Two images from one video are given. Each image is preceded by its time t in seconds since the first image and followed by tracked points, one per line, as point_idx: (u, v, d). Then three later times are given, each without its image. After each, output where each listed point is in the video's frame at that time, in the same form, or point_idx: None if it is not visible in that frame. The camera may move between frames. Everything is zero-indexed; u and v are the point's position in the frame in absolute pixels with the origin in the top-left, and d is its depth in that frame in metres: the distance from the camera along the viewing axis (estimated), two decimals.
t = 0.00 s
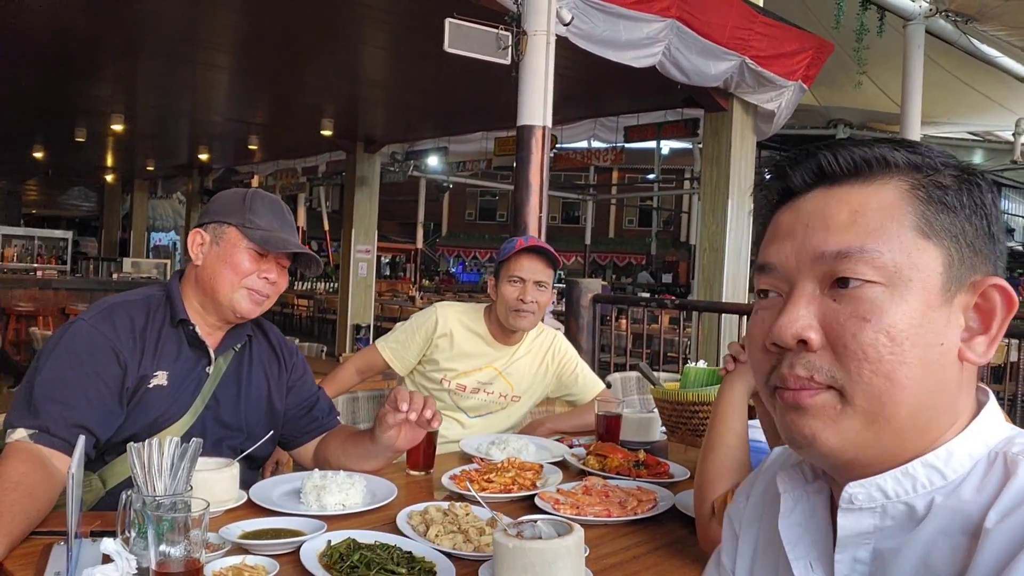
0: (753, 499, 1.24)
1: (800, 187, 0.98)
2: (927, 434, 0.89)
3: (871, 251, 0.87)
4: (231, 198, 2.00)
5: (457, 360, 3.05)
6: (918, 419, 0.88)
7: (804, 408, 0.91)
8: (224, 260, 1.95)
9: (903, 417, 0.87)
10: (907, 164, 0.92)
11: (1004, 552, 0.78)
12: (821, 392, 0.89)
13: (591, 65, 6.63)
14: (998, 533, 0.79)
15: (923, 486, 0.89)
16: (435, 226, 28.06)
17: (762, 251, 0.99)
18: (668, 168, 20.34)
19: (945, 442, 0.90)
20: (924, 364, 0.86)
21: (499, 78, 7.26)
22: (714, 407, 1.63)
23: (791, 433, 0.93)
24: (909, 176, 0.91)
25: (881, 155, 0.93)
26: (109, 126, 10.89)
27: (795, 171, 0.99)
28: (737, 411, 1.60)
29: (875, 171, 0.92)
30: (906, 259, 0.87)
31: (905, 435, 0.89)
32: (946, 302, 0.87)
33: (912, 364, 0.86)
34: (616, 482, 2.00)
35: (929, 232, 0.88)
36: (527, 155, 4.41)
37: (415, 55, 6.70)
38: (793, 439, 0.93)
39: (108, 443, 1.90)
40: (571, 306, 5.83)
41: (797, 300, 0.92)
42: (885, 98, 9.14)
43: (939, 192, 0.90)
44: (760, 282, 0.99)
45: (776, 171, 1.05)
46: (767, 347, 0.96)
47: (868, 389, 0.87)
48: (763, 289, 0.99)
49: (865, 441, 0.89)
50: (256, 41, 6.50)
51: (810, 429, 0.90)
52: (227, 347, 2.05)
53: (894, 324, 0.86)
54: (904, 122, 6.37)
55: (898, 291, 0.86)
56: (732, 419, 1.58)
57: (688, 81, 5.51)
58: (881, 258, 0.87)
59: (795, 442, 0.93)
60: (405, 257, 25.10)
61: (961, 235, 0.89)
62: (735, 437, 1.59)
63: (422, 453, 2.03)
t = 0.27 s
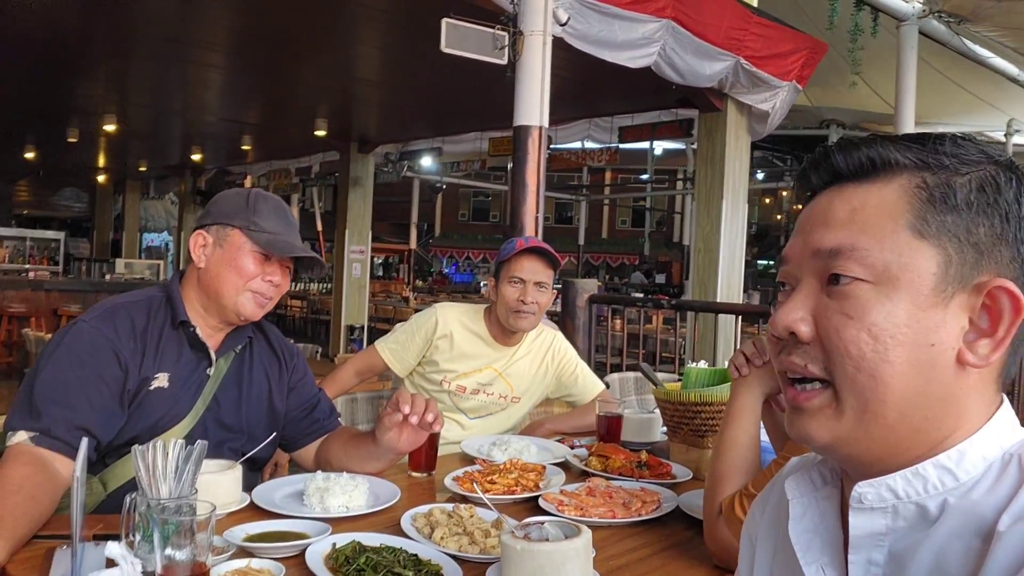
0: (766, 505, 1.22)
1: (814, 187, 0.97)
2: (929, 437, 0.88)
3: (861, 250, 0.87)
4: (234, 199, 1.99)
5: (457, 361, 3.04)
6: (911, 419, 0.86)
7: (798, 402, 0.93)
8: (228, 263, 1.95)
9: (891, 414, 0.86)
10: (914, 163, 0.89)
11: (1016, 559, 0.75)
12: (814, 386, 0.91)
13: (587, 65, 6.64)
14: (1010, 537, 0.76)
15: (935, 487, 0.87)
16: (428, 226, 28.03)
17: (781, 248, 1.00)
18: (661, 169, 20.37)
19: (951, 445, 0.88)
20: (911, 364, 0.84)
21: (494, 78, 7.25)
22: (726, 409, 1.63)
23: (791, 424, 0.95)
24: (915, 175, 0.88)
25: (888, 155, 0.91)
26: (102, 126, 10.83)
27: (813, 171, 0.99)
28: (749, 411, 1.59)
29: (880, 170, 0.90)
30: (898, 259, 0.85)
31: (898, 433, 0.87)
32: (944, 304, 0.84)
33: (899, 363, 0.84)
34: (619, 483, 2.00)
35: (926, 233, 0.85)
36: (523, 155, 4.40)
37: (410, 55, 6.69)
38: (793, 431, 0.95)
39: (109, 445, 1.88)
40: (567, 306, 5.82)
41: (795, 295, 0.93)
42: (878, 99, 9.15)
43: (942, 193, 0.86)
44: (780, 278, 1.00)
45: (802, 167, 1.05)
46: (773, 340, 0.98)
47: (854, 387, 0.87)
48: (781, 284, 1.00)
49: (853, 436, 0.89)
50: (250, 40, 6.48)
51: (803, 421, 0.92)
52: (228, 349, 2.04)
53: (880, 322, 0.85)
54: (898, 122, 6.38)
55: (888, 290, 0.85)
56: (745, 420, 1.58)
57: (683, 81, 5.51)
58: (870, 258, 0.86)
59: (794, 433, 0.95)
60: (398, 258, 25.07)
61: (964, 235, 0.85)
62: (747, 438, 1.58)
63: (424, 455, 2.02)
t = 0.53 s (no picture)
0: (788, 504, 1.20)
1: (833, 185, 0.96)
2: (951, 440, 0.85)
3: (863, 250, 0.86)
4: (242, 199, 1.95)
5: (456, 359, 3.01)
6: (920, 421, 0.84)
7: (810, 399, 0.93)
8: (234, 264, 1.92)
9: (899, 414, 0.84)
10: (925, 160, 0.86)
11: None
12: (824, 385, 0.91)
13: (583, 63, 6.61)
14: None
15: (964, 489, 0.84)
16: (422, 225, 27.97)
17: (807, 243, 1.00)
18: (654, 167, 20.35)
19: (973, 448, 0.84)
20: (915, 364, 0.82)
21: (489, 76, 7.22)
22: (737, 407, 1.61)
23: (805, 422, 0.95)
24: (926, 173, 0.86)
25: (899, 154, 0.88)
26: (93, 124, 10.76)
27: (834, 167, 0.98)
28: (761, 411, 1.57)
29: (890, 169, 0.88)
30: (903, 259, 0.83)
31: (906, 435, 0.85)
32: (952, 306, 0.81)
33: (902, 364, 0.83)
34: (623, 484, 1.98)
35: (932, 233, 0.82)
36: (519, 153, 4.37)
37: (405, 53, 6.64)
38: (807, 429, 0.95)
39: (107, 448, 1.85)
40: (563, 304, 5.79)
41: (804, 295, 0.93)
42: (872, 96, 9.15)
43: (952, 193, 0.83)
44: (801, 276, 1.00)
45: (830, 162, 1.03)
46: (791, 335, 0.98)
47: (859, 388, 0.86)
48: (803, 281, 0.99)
49: (860, 436, 0.88)
50: (243, 39, 6.43)
51: (814, 420, 0.93)
52: (227, 349, 2.01)
53: (882, 324, 0.83)
54: (894, 119, 6.37)
55: (892, 291, 0.83)
56: (757, 419, 1.56)
57: (679, 79, 5.49)
58: (872, 258, 0.85)
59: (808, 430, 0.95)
60: (392, 256, 25.00)
61: (973, 234, 0.81)
62: (757, 438, 1.56)
63: (426, 456, 2.00)
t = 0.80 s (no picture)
0: (782, 521, 1.19)
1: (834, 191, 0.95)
2: (948, 452, 0.85)
3: (867, 258, 0.85)
4: (239, 198, 1.96)
5: (455, 356, 3.02)
6: (918, 431, 0.84)
7: (804, 408, 0.92)
8: (230, 259, 1.91)
9: (896, 425, 0.84)
10: (928, 169, 0.86)
11: None
12: (819, 395, 0.90)
13: (581, 60, 6.60)
14: None
15: (963, 501, 0.84)
16: (420, 222, 27.95)
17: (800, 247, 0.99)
18: (653, 163, 20.34)
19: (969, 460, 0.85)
20: (918, 373, 0.82)
21: (488, 74, 7.21)
22: (730, 411, 1.61)
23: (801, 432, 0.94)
24: (930, 182, 0.85)
25: (902, 163, 0.88)
26: (91, 123, 10.73)
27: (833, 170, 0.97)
28: (755, 415, 1.57)
29: (894, 178, 0.87)
30: (907, 269, 0.82)
31: (901, 445, 0.85)
32: (951, 316, 0.81)
33: (902, 375, 0.82)
34: (624, 486, 1.98)
35: (938, 243, 0.82)
36: (518, 151, 4.36)
37: (403, 50, 6.63)
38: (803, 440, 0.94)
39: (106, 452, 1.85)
40: (562, 303, 5.78)
41: (803, 303, 0.92)
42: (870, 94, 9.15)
43: (956, 204, 0.83)
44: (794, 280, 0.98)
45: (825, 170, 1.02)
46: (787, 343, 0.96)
47: (858, 399, 0.85)
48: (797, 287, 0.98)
49: (858, 445, 0.87)
50: (240, 36, 6.41)
51: (809, 427, 0.91)
52: (225, 352, 2.00)
53: (886, 334, 0.82)
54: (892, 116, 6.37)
55: (895, 300, 0.82)
56: (750, 422, 1.56)
57: (677, 77, 5.47)
58: (875, 268, 0.84)
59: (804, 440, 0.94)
60: (390, 253, 24.98)
61: (976, 246, 0.81)
62: (752, 441, 1.57)
63: (426, 458, 2.00)
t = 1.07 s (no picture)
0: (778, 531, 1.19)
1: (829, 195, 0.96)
2: (945, 447, 0.84)
3: (863, 258, 0.85)
4: (241, 197, 1.96)
5: (460, 350, 3.03)
6: (913, 426, 0.83)
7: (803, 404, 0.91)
8: (233, 257, 1.91)
9: (894, 421, 0.83)
10: (919, 173, 0.87)
11: None
12: (819, 392, 0.89)
13: (585, 56, 6.58)
14: None
15: (957, 498, 0.84)
16: (424, 218, 27.94)
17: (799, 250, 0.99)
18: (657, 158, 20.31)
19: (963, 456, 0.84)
20: (913, 370, 0.81)
21: (492, 70, 7.20)
22: (735, 410, 1.62)
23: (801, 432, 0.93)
24: (921, 184, 0.86)
25: (895, 167, 0.89)
26: (95, 120, 10.74)
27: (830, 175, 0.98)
28: (759, 416, 1.58)
29: (887, 181, 0.88)
30: (900, 267, 0.82)
31: (895, 441, 0.85)
32: (944, 313, 0.80)
33: (896, 372, 0.82)
34: (628, 485, 1.98)
35: (929, 242, 0.82)
36: (521, 148, 4.35)
37: (407, 46, 6.62)
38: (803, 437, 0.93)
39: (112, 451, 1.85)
40: (567, 299, 5.78)
41: (802, 304, 0.92)
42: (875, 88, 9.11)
43: (947, 204, 0.83)
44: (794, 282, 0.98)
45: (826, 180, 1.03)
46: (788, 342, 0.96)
47: (856, 396, 0.85)
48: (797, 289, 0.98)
49: (858, 442, 0.87)
50: (244, 33, 6.41)
51: (809, 423, 0.91)
52: (230, 351, 2.01)
53: (883, 330, 0.82)
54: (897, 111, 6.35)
55: (888, 298, 0.82)
56: (753, 421, 1.57)
57: (681, 71, 5.46)
58: (870, 267, 0.84)
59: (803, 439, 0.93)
60: (394, 249, 25.00)
61: (967, 244, 0.81)
62: (757, 442, 1.57)
63: (431, 457, 2.00)
